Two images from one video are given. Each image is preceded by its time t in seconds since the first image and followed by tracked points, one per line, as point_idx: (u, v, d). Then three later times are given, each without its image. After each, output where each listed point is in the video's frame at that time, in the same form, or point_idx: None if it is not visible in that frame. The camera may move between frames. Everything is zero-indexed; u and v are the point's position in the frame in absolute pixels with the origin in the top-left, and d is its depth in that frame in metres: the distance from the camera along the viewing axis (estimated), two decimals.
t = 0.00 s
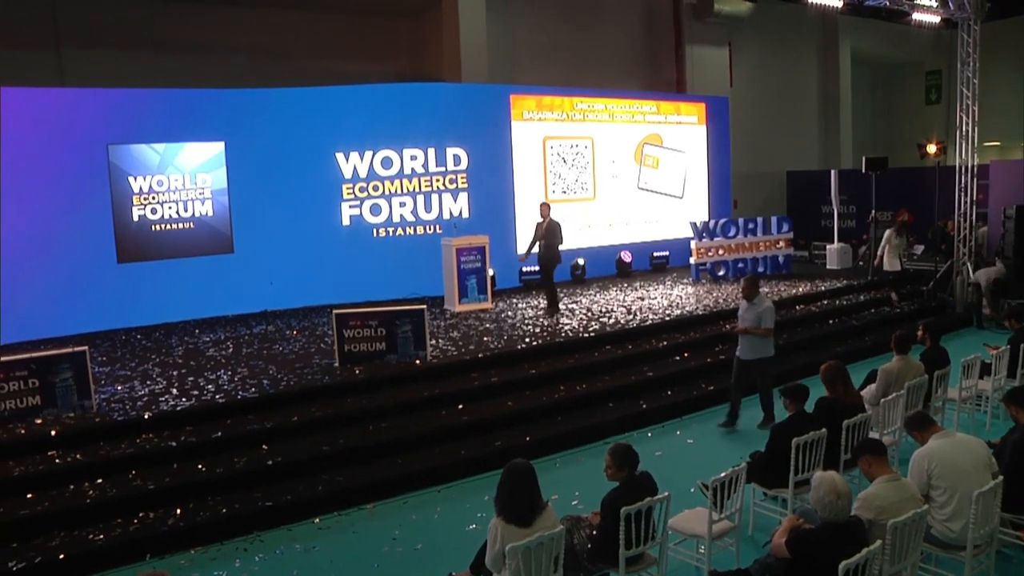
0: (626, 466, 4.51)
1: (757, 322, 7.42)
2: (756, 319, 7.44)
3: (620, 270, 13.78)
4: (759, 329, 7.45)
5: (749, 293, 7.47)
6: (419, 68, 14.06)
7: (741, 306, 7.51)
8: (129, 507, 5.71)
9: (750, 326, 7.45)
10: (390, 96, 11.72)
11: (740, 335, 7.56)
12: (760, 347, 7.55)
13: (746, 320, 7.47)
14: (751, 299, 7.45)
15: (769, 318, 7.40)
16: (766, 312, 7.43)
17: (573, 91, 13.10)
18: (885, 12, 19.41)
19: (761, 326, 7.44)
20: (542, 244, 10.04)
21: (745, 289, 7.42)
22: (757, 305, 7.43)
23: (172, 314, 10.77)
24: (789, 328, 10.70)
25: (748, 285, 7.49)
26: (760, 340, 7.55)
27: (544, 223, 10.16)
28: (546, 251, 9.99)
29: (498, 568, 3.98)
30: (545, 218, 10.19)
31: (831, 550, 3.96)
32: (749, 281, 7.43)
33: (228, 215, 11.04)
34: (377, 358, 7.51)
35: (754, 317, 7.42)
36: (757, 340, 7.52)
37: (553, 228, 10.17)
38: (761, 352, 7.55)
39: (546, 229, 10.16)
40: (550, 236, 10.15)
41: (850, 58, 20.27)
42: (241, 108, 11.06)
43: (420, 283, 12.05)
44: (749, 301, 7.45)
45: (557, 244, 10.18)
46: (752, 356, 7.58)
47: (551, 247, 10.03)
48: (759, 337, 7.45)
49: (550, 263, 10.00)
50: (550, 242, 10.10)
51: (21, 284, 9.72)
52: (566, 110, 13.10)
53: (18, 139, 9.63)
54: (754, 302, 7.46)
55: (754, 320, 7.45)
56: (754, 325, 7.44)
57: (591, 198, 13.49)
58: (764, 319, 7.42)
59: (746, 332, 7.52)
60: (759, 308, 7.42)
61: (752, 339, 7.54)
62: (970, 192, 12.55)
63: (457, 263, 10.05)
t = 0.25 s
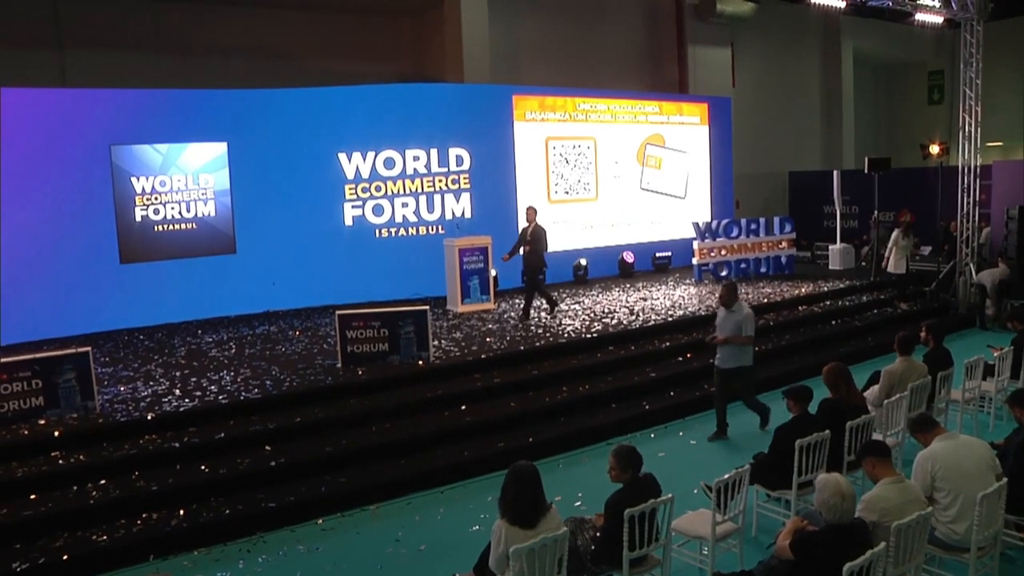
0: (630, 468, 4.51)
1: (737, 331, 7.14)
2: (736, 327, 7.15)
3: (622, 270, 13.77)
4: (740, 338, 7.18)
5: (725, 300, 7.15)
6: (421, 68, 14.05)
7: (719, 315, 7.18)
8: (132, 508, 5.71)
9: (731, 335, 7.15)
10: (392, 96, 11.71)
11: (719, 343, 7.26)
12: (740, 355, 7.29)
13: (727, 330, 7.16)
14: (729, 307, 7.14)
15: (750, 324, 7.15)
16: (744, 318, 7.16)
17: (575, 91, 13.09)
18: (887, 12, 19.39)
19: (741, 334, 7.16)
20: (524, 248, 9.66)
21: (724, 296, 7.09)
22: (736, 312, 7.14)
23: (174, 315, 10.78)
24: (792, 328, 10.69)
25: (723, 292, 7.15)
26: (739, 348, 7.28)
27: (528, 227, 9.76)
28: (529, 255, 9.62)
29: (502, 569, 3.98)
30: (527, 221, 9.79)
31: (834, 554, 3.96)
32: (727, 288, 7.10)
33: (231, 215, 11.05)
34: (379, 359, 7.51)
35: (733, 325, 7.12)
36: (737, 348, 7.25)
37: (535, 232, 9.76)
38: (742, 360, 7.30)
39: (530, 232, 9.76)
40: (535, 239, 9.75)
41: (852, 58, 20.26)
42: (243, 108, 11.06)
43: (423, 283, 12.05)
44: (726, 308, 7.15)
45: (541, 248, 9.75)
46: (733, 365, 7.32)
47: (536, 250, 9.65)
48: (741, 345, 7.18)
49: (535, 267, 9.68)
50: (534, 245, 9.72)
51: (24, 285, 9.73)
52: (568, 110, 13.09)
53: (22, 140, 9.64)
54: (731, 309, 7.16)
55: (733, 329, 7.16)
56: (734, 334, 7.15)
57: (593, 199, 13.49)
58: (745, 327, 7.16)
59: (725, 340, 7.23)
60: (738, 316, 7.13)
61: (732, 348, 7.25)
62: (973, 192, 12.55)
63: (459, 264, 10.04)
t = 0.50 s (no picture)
0: (635, 469, 4.50)
1: (718, 333, 6.88)
2: (717, 330, 6.89)
3: (626, 270, 13.77)
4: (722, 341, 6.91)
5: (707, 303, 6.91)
6: (424, 68, 14.05)
7: (700, 317, 6.94)
8: (137, 509, 5.71)
9: (712, 338, 6.89)
10: (395, 96, 11.71)
11: (699, 347, 7.00)
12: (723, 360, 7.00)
13: (706, 332, 6.92)
14: (710, 309, 6.90)
15: (731, 329, 6.87)
16: (727, 321, 6.89)
17: (578, 92, 13.08)
18: (891, 13, 19.37)
19: (723, 337, 6.89)
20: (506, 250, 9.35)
21: (704, 298, 6.86)
22: (717, 315, 6.89)
23: (178, 315, 10.79)
24: (796, 329, 10.68)
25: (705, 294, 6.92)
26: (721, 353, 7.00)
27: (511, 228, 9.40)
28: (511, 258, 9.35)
29: (508, 571, 3.97)
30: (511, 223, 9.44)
31: (840, 556, 3.95)
32: (707, 290, 6.87)
33: (234, 216, 11.05)
34: (383, 360, 7.51)
35: (714, 328, 6.87)
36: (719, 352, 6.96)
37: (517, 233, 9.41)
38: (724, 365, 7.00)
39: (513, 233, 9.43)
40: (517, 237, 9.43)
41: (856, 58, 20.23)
42: (247, 109, 11.07)
43: (426, 283, 12.04)
44: (708, 310, 6.90)
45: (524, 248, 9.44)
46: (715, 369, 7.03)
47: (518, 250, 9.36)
48: (721, 349, 6.89)
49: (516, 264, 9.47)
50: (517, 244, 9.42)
51: (29, 285, 9.73)
52: (572, 111, 13.08)
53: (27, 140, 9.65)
54: (713, 311, 6.91)
55: (714, 332, 6.90)
56: (716, 337, 6.88)
57: (597, 199, 13.48)
58: (727, 330, 6.88)
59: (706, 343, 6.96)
60: (718, 318, 6.88)
61: (713, 352, 6.97)
62: (977, 192, 12.52)
63: (463, 265, 10.03)
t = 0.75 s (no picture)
0: (641, 470, 4.50)
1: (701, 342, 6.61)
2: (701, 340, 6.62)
3: (629, 271, 13.75)
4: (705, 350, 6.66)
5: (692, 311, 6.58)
6: (427, 68, 14.05)
7: (683, 325, 6.67)
8: (142, 509, 5.71)
9: (694, 347, 6.63)
10: (398, 96, 11.69)
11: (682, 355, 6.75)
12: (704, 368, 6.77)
13: (690, 341, 6.64)
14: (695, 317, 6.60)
15: (715, 338, 6.59)
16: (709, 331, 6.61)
17: (582, 91, 13.06)
18: (895, 13, 19.33)
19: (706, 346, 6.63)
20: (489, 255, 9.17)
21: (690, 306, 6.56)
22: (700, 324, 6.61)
23: (182, 314, 10.79)
24: (800, 329, 10.66)
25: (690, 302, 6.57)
26: (705, 361, 6.75)
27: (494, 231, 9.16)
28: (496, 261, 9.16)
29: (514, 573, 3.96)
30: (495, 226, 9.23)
31: (848, 558, 3.94)
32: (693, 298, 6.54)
33: (238, 216, 11.05)
34: (388, 360, 7.50)
35: (697, 337, 6.59)
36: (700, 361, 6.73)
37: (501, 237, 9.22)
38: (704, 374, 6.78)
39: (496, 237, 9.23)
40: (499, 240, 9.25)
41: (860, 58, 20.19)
42: (251, 108, 11.07)
43: (430, 283, 12.03)
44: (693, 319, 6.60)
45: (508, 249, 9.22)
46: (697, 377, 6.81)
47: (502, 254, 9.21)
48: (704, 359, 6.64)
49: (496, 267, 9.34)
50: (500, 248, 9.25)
51: (34, 284, 9.74)
52: (576, 111, 13.06)
53: (31, 140, 9.65)
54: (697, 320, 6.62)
55: (698, 341, 6.63)
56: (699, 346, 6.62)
57: (600, 199, 13.46)
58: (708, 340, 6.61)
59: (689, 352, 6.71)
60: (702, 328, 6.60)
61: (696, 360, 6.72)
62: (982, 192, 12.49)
63: (466, 265, 10.01)
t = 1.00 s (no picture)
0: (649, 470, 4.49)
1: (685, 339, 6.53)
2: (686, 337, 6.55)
3: (634, 271, 13.73)
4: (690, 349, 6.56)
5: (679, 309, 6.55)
6: (432, 68, 14.04)
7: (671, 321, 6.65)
8: (148, 509, 5.71)
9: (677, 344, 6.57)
10: (403, 96, 11.69)
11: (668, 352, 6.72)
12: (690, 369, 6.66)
13: (674, 337, 6.60)
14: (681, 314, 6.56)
15: (697, 337, 6.51)
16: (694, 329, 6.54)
17: (587, 91, 13.04)
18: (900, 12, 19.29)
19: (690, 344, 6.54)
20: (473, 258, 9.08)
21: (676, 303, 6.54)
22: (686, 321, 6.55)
23: (187, 314, 10.79)
24: (806, 329, 10.64)
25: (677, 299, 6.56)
26: (690, 361, 6.66)
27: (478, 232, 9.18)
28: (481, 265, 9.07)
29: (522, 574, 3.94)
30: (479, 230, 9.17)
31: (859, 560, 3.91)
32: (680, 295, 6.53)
33: (243, 216, 11.05)
34: (394, 360, 7.49)
35: (680, 334, 6.55)
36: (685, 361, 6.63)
37: (485, 237, 9.12)
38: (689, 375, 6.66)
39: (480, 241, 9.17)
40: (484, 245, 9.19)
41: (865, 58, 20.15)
42: (257, 108, 11.07)
43: (435, 283, 12.02)
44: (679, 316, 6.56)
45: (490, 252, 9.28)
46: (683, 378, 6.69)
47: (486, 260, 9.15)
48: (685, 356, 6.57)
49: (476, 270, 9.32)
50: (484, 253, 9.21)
51: (40, 284, 9.76)
52: (581, 111, 13.04)
53: (37, 140, 9.67)
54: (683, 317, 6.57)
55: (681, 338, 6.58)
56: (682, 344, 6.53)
57: (606, 199, 13.44)
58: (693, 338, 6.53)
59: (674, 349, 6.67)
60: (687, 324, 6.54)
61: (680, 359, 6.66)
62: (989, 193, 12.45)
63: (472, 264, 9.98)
